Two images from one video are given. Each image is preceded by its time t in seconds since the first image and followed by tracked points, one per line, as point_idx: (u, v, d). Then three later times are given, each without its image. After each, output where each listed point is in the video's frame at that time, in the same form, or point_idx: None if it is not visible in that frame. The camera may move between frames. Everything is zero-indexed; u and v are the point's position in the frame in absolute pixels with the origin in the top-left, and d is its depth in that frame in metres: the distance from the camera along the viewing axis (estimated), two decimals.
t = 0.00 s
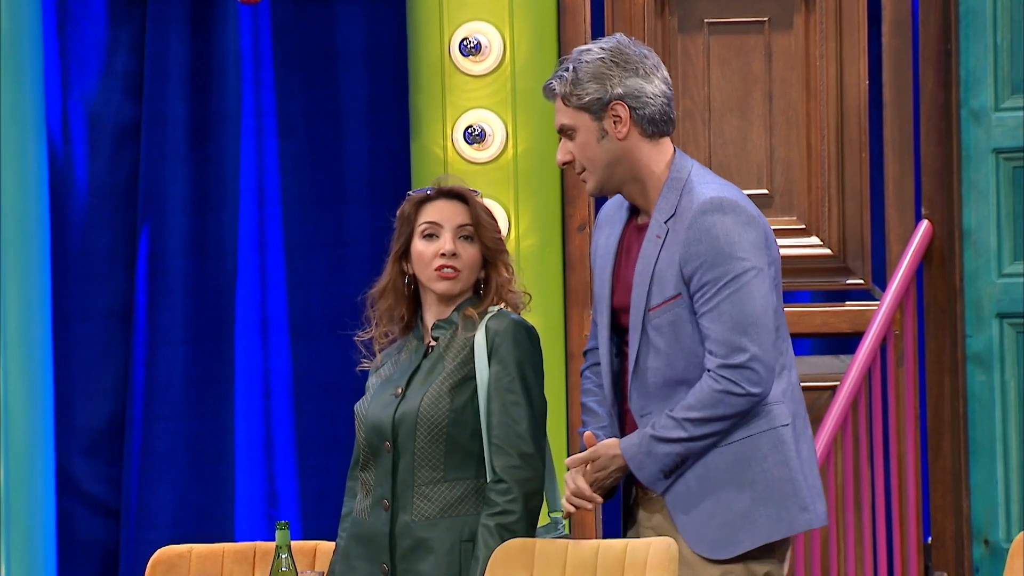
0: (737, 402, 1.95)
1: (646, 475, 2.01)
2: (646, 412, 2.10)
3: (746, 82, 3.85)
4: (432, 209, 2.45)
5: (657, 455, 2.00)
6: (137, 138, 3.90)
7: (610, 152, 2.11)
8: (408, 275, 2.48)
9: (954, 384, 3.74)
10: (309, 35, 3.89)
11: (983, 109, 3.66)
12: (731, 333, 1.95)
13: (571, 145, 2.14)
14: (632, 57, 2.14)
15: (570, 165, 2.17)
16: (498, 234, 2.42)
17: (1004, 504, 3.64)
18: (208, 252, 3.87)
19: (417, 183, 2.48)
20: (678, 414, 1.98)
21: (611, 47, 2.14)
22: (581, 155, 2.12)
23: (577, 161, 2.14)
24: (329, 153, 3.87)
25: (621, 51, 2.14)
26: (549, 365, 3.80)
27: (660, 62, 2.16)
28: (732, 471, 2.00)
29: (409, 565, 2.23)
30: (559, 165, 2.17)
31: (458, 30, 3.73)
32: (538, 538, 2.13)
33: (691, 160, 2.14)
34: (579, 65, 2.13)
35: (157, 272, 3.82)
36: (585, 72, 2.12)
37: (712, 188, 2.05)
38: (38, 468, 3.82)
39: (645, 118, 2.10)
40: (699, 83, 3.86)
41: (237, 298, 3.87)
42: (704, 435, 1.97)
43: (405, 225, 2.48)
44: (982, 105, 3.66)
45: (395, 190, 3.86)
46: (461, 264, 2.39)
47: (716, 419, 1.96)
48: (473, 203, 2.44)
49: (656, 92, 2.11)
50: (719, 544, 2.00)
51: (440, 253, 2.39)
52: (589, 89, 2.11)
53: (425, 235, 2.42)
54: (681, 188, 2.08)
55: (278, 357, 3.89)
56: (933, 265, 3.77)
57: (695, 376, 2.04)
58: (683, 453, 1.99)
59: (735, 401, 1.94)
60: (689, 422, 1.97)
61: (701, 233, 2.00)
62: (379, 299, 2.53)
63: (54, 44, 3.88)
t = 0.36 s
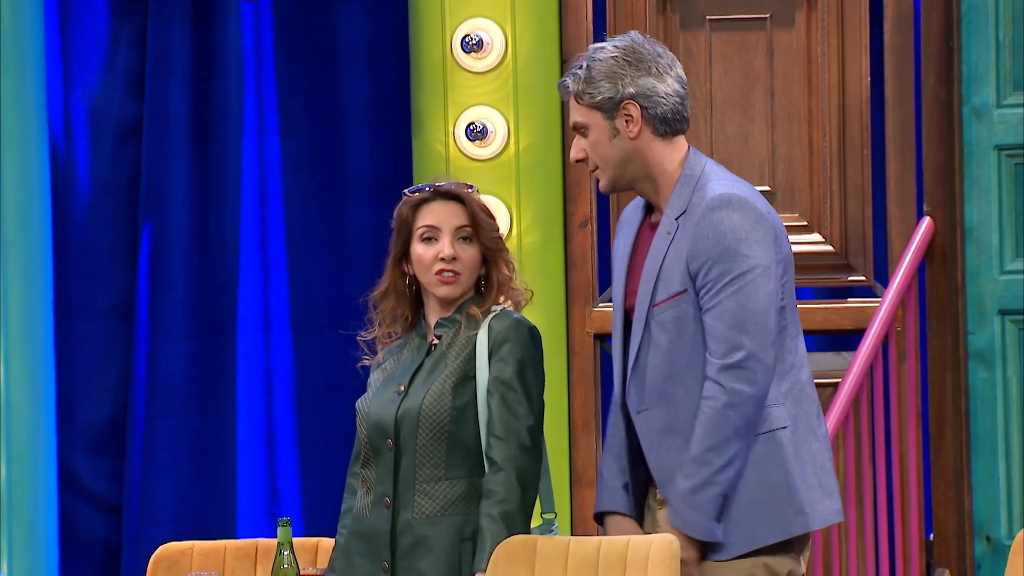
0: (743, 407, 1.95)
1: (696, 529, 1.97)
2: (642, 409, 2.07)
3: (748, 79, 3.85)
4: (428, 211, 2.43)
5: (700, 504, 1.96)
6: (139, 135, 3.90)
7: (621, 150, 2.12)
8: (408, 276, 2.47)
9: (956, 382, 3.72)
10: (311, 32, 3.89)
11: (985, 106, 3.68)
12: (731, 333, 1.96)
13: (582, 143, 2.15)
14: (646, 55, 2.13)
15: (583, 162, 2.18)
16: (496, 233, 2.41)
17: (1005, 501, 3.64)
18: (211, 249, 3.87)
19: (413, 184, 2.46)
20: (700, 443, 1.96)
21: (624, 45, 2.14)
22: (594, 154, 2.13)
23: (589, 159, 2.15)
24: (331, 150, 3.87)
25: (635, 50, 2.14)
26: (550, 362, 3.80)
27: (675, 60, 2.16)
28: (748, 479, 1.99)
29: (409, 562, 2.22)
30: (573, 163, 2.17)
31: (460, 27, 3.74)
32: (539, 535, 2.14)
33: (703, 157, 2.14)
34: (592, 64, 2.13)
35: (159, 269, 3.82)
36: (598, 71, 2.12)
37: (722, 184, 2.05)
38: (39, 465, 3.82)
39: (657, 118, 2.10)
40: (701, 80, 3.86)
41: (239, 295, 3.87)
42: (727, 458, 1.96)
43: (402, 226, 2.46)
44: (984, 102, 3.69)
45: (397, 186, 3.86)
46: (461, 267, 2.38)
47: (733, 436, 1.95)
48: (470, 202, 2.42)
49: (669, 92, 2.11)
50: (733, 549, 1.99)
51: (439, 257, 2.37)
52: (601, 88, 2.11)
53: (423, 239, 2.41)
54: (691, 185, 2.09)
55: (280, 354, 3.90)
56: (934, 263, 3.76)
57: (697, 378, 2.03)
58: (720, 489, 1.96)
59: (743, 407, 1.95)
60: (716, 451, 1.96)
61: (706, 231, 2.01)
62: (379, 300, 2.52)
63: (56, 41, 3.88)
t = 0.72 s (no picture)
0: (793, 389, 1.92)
1: (766, 519, 1.95)
2: (651, 409, 2.10)
3: (748, 76, 3.85)
4: (423, 221, 2.37)
5: (768, 494, 1.94)
6: (139, 133, 3.91)
7: (622, 147, 2.14)
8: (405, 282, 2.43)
9: (956, 377, 3.71)
10: (312, 30, 3.89)
11: (986, 104, 3.69)
12: (766, 320, 1.94)
13: (583, 140, 2.17)
14: (649, 54, 2.15)
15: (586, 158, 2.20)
16: (493, 237, 2.35)
17: (1006, 498, 3.64)
18: (211, 247, 3.88)
19: (404, 191, 2.39)
20: (756, 437, 1.94)
21: (627, 43, 2.16)
22: (595, 150, 2.15)
23: (590, 156, 2.17)
24: (332, 148, 3.88)
25: (638, 48, 2.16)
26: (550, 360, 3.79)
27: (678, 59, 2.18)
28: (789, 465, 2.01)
29: (407, 561, 2.17)
30: (575, 159, 2.20)
31: (461, 25, 3.74)
32: (542, 534, 2.22)
33: (706, 155, 2.14)
34: (595, 61, 2.16)
35: (160, 267, 3.82)
36: (600, 69, 2.14)
37: (719, 179, 2.05)
38: (40, 463, 3.82)
39: (658, 116, 2.11)
40: (701, 78, 3.86)
41: (239, 293, 3.86)
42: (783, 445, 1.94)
43: (398, 235, 2.40)
44: (985, 99, 3.69)
45: (398, 184, 3.86)
46: (460, 276, 2.33)
47: (789, 424, 1.93)
48: (463, 209, 2.36)
49: (671, 90, 2.12)
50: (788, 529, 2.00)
51: (438, 270, 2.32)
52: (603, 87, 2.13)
53: (421, 249, 2.35)
54: (691, 182, 2.09)
55: (281, 352, 3.89)
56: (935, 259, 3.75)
57: (722, 373, 2.03)
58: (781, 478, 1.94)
59: (794, 387, 1.92)
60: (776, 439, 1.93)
61: (708, 227, 2.01)
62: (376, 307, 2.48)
63: (57, 39, 3.88)
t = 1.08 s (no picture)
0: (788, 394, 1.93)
1: (764, 523, 1.94)
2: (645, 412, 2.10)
3: (749, 76, 3.85)
4: (421, 229, 2.33)
5: (765, 498, 1.93)
6: (140, 132, 3.90)
7: (616, 149, 2.13)
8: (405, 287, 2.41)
9: (957, 378, 3.70)
10: (313, 29, 3.89)
11: (987, 104, 3.69)
12: (762, 325, 1.94)
13: (576, 144, 2.17)
14: (639, 55, 2.14)
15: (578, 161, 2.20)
16: (491, 240, 2.33)
17: (1007, 498, 3.64)
18: (212, 246, 3.88)
19: (400, 197, 2.35)
20: (755, 442, 1.93)
21: (618, 44, 2.15)
22: (589, 154, 2.15)
23: (583, 159, 2.17)
24: (333, 147, 3.88)
25: (628, 50, 2.14)
26: (551, 360, 3.79)
27: (668, 60, 2.17)
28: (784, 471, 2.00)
29: (405, 561, 2.17)
30: (568, 162, 2.19)
31: (462, 25, 3.75)
32: (544, 535, 2.24)
33: (702, 156, 2.14)
34: (586, 63, 2.14)
35: (161, 266, 3.82)
36: (591, 71, 2.14)
37: (715, 181, 2.05)
38: (41, 462, 3.82)
39: (650, 117, 2.10)
40: (702, 78, 3.86)
41: (240, 293, 3.86)
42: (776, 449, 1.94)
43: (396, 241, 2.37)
44: (986, 99, 3.70)
45: (398, 184, 3.86)
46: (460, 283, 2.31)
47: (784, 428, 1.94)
48: (460, 215, 2.32)
49: (662, 91, 2.11)
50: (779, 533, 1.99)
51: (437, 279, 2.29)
52: (595, 89, 2.13)
53: (420, 258, 2.32)
54: (687, 183, 2.09)
55: (282, 352, 3.90)
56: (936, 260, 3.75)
57: (718, 378, 2.03)
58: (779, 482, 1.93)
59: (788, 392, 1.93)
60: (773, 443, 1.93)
61: (703, 231, 2.01)
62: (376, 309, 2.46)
63: (58, 39, 3.88)
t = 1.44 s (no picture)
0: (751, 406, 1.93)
1: (707, 532, 1.94)
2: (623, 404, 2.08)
3: (751, 76, 3.85)
4: (417, 232, 2.33)
5: (711, 507, 1.94)
6: (142, 132, 3.90)
7: (611, 154, 2.08)
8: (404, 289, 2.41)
9: (959, 378, 3.69)
10: (315, 29, 3.89)
11: (989, 104, 3.68)
12: (742, 333, 1.94)
13: (570, 151, 2.11)
14: (625, 57, 2.09)
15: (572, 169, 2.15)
16: (488, 243, 2.31)
17: (1009, 498, 3.64)
18: (213, 247, 3.87)
19: (398, 199, 2.34)
20: (711, 448, 1.94)
21: (603, 49, 2.10)
22: (584, 159, 2.10)
23: (578, 166, 2.12)
24: (334, 147, 3.88)
25: (614, 53, 2.10)
26: (553, 360, 3.79)
27: (653, 60, 2.13)
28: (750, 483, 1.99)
29: (402, 562, 2.18)
30: (563, 171, 2.14)
31: (464, 25, 3.76)
32: (545, 533, 2.16)
33: (701, 155, 2.12)
34: (573, 70, 2.09)
35: (163, 266, 3.82)
36: (579, 77, 2.08)
37: (719, 184, 2.03)
38: (42, 463, 3.82)
39: (643, 117, 2.06)
40: (704, 78, 3.87)
41: (242, 292, 3.86)
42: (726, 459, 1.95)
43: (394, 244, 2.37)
44: (988, 99, 3.68)
45: (400, 184, 3.86)
46: (456, 285, 2.30)
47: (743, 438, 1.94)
48: (456, 216, 2.31)
49: (653, 91, 2.07)
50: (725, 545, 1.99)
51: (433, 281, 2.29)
52: (585, 94, 2.07)
53: (417, 260, 2.32)
54: (688, 183, 2.07)
55: (284, 352, 3.89)
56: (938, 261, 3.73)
57: (693, 380, 2.02)
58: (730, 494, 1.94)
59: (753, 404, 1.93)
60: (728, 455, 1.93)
61: (701, 233, 1.99)
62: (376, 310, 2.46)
63: (60, 39, 3.88)
